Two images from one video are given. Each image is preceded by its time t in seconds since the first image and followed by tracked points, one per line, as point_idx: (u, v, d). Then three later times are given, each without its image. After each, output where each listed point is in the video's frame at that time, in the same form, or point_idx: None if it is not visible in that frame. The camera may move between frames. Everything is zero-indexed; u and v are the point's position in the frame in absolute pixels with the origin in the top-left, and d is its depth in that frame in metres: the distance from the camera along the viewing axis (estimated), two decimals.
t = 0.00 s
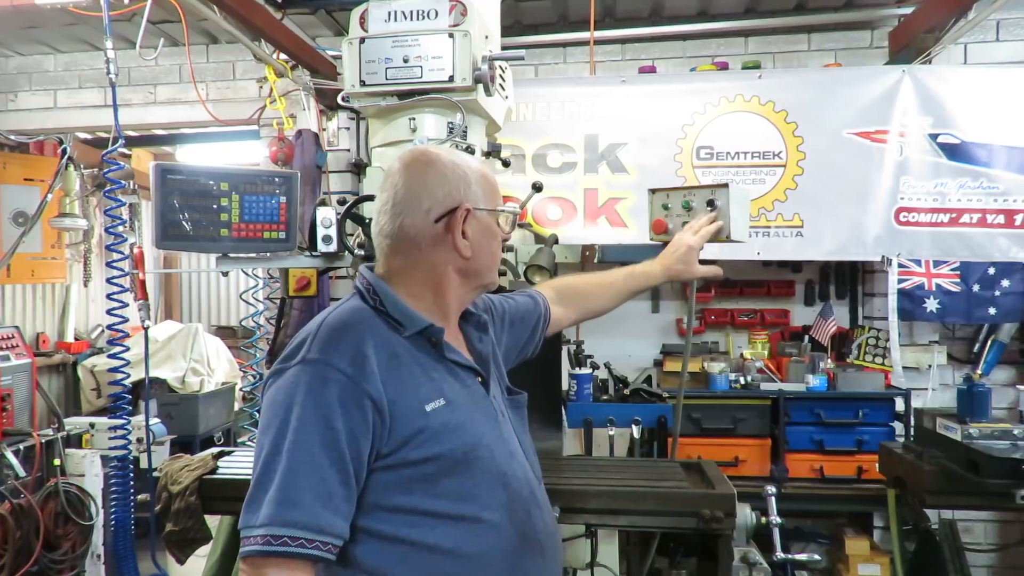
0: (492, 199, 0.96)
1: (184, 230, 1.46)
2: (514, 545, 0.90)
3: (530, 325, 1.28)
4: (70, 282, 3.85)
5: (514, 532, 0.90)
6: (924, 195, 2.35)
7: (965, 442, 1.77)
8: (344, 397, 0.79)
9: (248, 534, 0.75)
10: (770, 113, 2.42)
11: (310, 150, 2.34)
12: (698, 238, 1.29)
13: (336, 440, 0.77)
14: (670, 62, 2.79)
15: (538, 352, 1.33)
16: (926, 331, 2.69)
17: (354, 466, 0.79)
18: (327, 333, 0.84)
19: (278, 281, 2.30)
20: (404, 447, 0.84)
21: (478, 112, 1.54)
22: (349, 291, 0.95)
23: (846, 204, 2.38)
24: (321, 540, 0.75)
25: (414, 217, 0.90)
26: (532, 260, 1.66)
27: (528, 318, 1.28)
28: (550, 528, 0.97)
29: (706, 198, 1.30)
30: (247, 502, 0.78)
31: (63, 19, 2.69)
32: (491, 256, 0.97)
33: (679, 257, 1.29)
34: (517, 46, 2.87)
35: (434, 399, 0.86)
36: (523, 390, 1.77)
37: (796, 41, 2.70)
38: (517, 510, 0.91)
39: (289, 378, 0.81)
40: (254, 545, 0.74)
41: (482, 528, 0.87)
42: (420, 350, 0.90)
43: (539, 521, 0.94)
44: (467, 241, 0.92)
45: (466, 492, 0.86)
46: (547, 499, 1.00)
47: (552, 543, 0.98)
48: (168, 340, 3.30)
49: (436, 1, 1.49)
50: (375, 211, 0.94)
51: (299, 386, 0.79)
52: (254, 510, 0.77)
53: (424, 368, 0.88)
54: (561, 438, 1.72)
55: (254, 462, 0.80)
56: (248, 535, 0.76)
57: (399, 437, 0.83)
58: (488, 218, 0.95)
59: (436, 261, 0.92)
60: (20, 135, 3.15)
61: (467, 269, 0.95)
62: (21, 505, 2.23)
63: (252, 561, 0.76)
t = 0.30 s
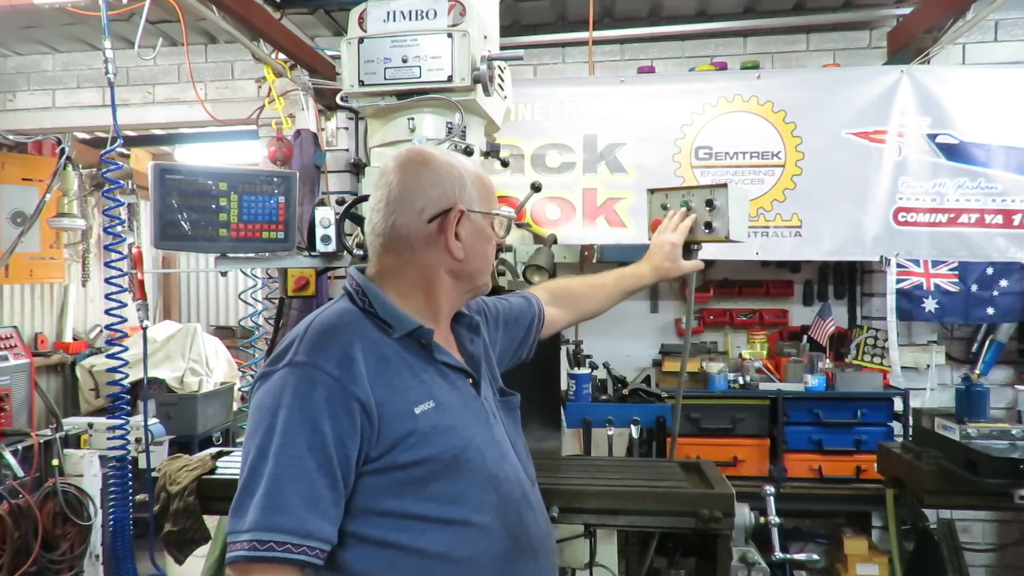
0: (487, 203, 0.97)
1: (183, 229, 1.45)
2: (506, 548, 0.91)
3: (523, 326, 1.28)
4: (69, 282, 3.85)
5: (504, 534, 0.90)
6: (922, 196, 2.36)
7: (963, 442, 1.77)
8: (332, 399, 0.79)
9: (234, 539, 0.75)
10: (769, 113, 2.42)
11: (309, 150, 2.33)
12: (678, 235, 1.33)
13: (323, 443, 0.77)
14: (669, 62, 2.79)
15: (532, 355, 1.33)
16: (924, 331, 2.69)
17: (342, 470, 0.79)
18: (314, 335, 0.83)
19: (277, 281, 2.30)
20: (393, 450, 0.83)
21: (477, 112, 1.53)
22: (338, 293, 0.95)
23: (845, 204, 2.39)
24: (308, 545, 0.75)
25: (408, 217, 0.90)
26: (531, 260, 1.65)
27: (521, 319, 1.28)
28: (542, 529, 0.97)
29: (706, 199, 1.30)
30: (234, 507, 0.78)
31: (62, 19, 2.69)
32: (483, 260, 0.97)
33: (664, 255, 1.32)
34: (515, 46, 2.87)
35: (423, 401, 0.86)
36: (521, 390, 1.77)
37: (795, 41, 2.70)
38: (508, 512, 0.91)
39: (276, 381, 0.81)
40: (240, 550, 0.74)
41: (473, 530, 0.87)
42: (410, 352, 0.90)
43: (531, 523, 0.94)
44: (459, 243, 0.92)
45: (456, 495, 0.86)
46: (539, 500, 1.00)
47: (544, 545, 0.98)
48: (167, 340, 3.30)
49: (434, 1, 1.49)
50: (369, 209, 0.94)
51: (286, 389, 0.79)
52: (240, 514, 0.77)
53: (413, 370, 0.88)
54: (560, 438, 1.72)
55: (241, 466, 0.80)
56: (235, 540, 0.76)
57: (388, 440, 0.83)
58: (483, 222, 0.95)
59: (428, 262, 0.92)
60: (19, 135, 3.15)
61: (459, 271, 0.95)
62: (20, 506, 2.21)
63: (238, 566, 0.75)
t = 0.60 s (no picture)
0: (500, 219, 0.97)
1: (181, 230, 1.45)
2: (494, 553, 0.91)
3: (513, 336, 1.28)
4: (67, 282, 3.84)
5: (492, 539, 0.90)
6: (921, 196, 2.36)
7: (962, 442, 1.78)
8: (320, 400, 0.79)
9: (219, 541, 0.75)
10: (767, 113, 2.42)
11: (307, 150, 2.33)
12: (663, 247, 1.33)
13: (310, 444, 0.77)
14: (667, 62, 2.79)
15: (522, 365, 1.32)
16: (922, 331, 2.69)
17: (329, 473, 0.79)
18: (303, 334, 0.83)
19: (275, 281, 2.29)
20: (381, 453, 0.83)
21: (475, 112, 1.53)
22: (329, 290, 0.95)
23: (843, 204, 2.39)
24: (294, 548, 0.75)
25: (419, 214, 0.90)
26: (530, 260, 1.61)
27: (511, 328, 1.28)
28: (530, 534, 0.97)
29: (704, 198, 1.31)
30: (219, 508, 0.78)
31: (60, 19, 2.69)
32: (484, 272, 0.96)
33: (655, 263, 1.32)
34: (514, 46, 2.87)
35: (412, 404, 0.86)
36: (518, 391, 1.77)
37: (793, 41, 2.71)
38: (497, 518, 0.91)
39: (264, 380, 0.81)
40: (224, 552, 0.74)
41: (461, 536, 0.87)
42: (400, 353, 0.90)
43: (519, 528, 0.94)
44: (463, 250, 0.92)
45: (444, 500, 0.86)
46: (529, 504, 1.00)
47: (534, 549, 0.98)
48: (165, 340, 3.30)
49: (433, 1, 1.49)
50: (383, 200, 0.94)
51: (274, 389, 0.79)
52: (225, 516, 0.77)
53: (402, 372, 0.88)
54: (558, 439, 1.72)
55: (227, 466, 0.79)
56: (219, 542, 0.75)
57: (376, 443, 0.83)
58: (492, 235, 0.95)
59: (429, 263, 0.92)
60: (17, 135, 3.15)
61: (458, 278, 0.95)
62: (17, 506, 2.18)
63: (221, 568, 0.75)
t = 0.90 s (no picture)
0: (524, 246, 0.99)
1: (180, 230, 1.45)
2: (488, 564, 0.91)
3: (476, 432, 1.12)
4: (65, 282, 3.84)
5: (486, 551, 0.91)
6: (919, 196, 2.36)
7: (960, 442, 1.78)
8: (341, 393, 0.78)
9: (225, 528, 0.73)
10: (766, 113, 2.43)
11: (306, 149, 2.33)
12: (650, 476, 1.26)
13: (328, 437, 0.76)
14: (666, 62, 2.79)
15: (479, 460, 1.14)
16: (921, 331, 2.68)
17: (341, 469, 0.78)
18: (325, 322, 0.82)
19: (274, 281, 2.29)
20: (390, 454, 0.82)
21: (474, 112, 1.53)
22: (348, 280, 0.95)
23: (842, 205, 2.39)
24: (304, 540, 0.74)
25: (457, 220, 0.90)
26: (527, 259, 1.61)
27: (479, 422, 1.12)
28: (522, 546, 0.98)
29: (703, 200, 1.52)
30: (223, 492, 0.75)
31: (58, 19, 2.69)
32: (499, 293, 0.97)
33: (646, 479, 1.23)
34: (512, 46, 2.87)
35: (425, 407, 0.85)
36: (517, 392, 1.77)
37: (792, 42, 2.71)
38: (493, 529, 0.92)
39: (281, 364, 0.78)
40: (233, 539, 0.72)
41: (458, 546, 0.87)
42: (414, 353, 0.90)
43: (512, 540, 0.95)
44: (489, 266, 0.92)
45: (446, 509, 0.86)
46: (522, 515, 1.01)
47: (522, 560, 0.99)
48: (163, 340, 3.29)
49: (432, 1, 1.49)
50: (421, 198, 0.93)
51: (294, 375, 0.77)
52: (231, 502, 0.75)
53: (415, 374, 0.87)
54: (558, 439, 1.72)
55: (233, 450, 0.77)
56: (224, 529, 0.73)
57: (387, 443, 0.82)
58: (517, 259, 0.96)
59: (453, 270, 0.91)
60: (15, 135, 3.14)
61: (476, 293, 0.94)
62: (16, 506, 2.18)
63: (224, 555, 0.73)
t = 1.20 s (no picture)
0: (538, 250, 0.97)
1: (178, 229, 1.45)
2: (472, 568, 0.88)
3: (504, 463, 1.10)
4: (63, 282, 3.83)
5: (472, 554, 0.88)
6: (918, 196, 2.36)
7: (958, 442, 1.79)
8: (340, 371, 0.78)
9: (219, 493, 0.71)
10: (764, 113, 2.43)
11: (304, 150, 2.33)
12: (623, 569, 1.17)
13: (325, 412, 0.75)
14: (665, 63, 2.79)
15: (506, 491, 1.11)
16: (919, 331, 2.68)
17: (335, 448, 0.77)
18: (332, 308, 0.84)
19: (272, 280, 2.29)
20: (383, 441, 0.81)
21: (472, 112, 1.53)
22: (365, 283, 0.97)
23: (841, 204, 2.39)
24: (293, 510, 0.71)
25: (456, 224, 0.92)
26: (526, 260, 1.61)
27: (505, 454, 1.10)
28: (514, 556, 0.95)
29: (701, 200, 1.52)
30: (221, 463, 0.74)
31: (56, 18, 2.69)
32: (511, 297, 0.95)
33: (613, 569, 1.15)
34: (511, 46, 2.88)
35: (421, 399, 0.85)
36: (515, 391, 1.77)
37: (790, 42, 2.71)
38: (481, 534, 0.89)
39: (288, 344, 0.80)
40: (224, 502, 0.70)
41: (442, 544, 0.85)
42: (417, 350, 0.90)
43: (501, 548, 0.92)
44: (491, 266, 0.92)
45: (433, 503, 0.84)
46: (517, 527, 0.98)
47: (513, 572, 0.95)
48: (162, 341, 3.30)
49: (430, 1, 1.49)
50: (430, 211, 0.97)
51: (298, 351, 0.78)
52: (226, 471, 0.73)
53: (415, 367, 0.88)
54: (556, 439, 1.72)
55: (234, 423, 0.77)
56: (218, 495, 0.72)
57: (381, 429, 0.81)
58: (525, 260, 0.94)
59: (456, 273, 0.92)
60: (13, 135, 3.14)
61: (483, 294, 0.94)
62: (15, 507, 2.17)
63: (215, 520, 0.71)
